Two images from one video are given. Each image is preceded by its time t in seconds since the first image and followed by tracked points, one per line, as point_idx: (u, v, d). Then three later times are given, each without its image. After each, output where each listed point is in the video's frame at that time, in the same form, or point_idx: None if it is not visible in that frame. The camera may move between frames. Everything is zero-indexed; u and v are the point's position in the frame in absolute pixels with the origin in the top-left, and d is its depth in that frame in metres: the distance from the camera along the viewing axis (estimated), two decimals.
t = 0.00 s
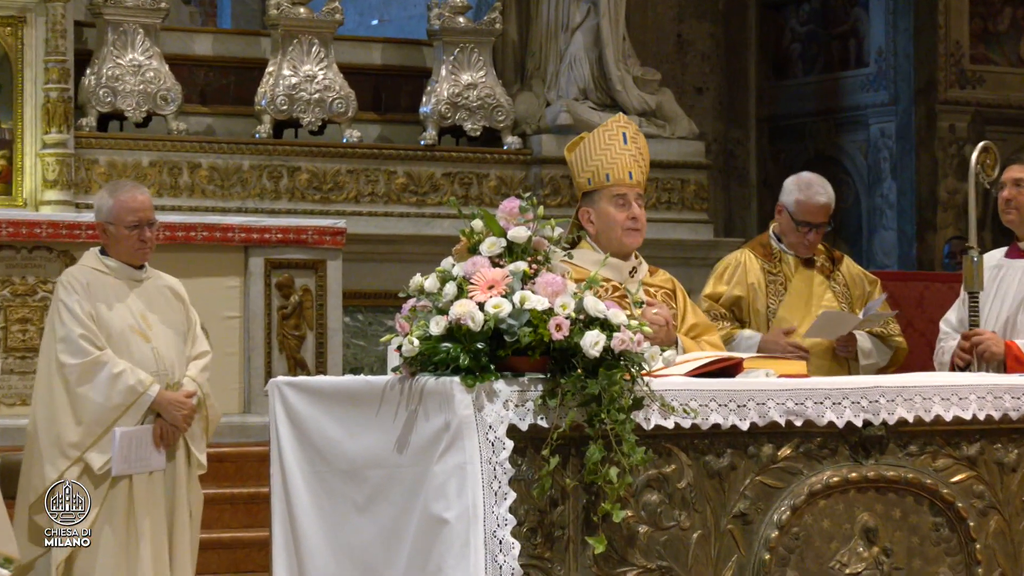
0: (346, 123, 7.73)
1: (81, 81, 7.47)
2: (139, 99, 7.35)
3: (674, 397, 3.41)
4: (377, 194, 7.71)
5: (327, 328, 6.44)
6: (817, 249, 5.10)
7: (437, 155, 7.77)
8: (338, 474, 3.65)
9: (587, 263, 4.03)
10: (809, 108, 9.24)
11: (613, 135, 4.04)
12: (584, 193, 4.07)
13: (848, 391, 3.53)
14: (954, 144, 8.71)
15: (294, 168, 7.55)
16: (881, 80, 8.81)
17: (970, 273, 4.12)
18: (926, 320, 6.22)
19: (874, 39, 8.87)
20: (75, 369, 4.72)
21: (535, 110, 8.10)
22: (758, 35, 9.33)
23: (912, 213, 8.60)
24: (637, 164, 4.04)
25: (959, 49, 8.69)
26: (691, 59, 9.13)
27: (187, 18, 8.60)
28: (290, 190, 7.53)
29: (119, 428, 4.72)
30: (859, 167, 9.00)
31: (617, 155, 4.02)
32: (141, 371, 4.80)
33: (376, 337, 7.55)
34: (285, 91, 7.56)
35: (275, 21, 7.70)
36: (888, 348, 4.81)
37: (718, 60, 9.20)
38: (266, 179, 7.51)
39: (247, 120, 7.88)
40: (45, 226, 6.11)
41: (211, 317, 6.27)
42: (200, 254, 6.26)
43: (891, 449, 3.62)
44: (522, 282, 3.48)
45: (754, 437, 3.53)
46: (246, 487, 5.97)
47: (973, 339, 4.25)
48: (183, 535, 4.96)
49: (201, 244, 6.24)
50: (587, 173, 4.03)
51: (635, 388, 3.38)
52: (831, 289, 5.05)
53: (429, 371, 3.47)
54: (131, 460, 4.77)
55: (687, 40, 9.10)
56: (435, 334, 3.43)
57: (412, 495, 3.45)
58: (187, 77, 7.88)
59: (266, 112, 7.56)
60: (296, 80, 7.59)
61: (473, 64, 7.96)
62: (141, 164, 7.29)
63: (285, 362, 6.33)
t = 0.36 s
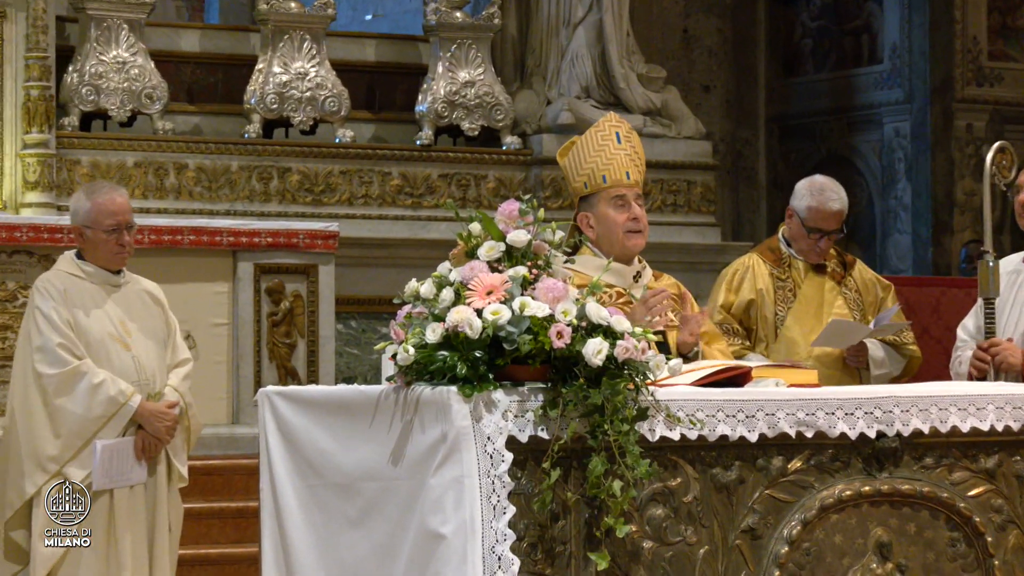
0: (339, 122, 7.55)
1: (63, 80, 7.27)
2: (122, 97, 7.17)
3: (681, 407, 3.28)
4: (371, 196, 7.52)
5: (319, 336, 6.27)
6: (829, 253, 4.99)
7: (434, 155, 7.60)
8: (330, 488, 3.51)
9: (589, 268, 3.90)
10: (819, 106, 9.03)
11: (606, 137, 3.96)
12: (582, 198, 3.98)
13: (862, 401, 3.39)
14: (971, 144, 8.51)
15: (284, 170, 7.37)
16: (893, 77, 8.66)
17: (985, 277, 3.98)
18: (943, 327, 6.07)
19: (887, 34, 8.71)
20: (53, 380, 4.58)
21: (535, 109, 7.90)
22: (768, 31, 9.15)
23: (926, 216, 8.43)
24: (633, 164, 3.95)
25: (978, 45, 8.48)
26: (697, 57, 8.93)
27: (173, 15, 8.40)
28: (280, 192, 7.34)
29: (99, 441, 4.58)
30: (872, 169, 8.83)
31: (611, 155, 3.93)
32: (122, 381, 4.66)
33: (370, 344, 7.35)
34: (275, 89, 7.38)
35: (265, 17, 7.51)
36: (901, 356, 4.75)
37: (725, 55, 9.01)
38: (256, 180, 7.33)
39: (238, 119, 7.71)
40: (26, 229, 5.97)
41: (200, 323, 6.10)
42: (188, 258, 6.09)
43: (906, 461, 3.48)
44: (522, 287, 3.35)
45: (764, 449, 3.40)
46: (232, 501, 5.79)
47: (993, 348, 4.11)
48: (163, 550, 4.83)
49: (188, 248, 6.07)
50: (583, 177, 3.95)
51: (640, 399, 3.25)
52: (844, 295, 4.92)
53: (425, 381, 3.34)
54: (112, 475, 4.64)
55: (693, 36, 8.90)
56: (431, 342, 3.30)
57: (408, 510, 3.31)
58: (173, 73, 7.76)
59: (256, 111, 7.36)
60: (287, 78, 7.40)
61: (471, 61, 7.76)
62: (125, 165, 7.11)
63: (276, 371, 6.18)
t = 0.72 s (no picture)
0: (330, 119, 7.15)
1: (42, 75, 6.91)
2: (105, 93, 6.81)
3: (686, 415, 3.16)
4: (364, 196, 7.13)
5: (310, 340, 6.00)
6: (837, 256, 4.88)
7: (429, 154, 7.22)
8: (321, 501, 3.37)
9: (591, 272, 3.77)
10: (828, 104, 8.53)
11: (602, 135, 3.83)
12: (579, 201, 3.85)
13: (874, 409, 3.26)
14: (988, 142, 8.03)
15: (273, 168, 6.98)
16: (908, 72, 8.14)
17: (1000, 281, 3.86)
18: (958, 332, 6.00)
19: (899, 28, 8.20)
20: (31, 388, 4.45)
21: (535, 106, 7.49)
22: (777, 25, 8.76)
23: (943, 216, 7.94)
24: (631, 162, 3.81)
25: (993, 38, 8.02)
26: (702, 52, 8.67)
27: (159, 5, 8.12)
28: (268, 191, 6.96)
29: (79, 451, 4.47)
30: (884, 167, 8.32)
31: (607, 154, 3.80)
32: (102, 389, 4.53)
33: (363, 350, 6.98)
34: (263, 84, 6.98)
35: (253, 9, 7.11)
36: (915, 361, 4.68)
37: (733, 50, 8.75)
38: (244, 179, 6.93)
39: (226, 116, 7.34)
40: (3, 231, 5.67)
41: (184, 329, 5.79)
42: (173, 262, 5.79)
43: (920, 472, 3.35)
44: (521, 291, 3.22)
45: (772, 459, 3.27)
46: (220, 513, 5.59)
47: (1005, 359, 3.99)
48: (147, 561, 4.69)
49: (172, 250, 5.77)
50: (580, 178, 3.82)
51: (643, 407, 3.14)
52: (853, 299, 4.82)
53: (420, 389, 3.22)
54: (93, 484, 4.52)
55: (700, 28, 8.66)
56: (426, 348, 3.18)
57: (402, 523, 3.18)
58: (159, 68, 7.36)
59: (243, 107, 6.98)
60: (276, 73, 7.02)
61: (468, 55, 7.37)
62: (107, 164, 6.73)
63: (264, 378, 5.89)
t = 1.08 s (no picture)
0: (322, 114, 6.88)
1: (22, 69, 6.63)
2: (88, 87, 6.52)
3: (693, 423, 3.04)
4: (357, 194, 6.85)
5: (300, 346, 5.79)
6: (847, 256, 4.76)
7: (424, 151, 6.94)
8: (311, 512, 3.24)
9: (593, 274, 3.68)
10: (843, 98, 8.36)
11: (607, 127, 3.71)
12: (582, 199, 3.72)
13: (888, 417, 3.13)
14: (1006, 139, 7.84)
15: (263, 166, 6.71)
16: (924, 66, 8.05)
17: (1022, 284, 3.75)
18: (976, 336, 5.88)
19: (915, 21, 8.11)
20: (7, 395, 4.31)
21: (535, 101, 7.22)
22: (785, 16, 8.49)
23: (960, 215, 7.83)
24: (636, 160, 3.68)
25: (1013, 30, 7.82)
26: (711, 44, 8.33)
27: None
28: (258, 190, 6.68)
29: (59, 459, 4.34)
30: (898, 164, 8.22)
31: (612, 151, 3.67)
32: (81, 395, 4.40)
33: (355, 355, 6.69)
34: (252, 79, 6.71)
35: None
36: (928, 367, 4.58)
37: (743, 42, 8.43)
38: (232, 177, 6.66)
39: (212, 111, 7.12)
40: None
41: (171, 332, 5.59)
42: (157, 264, 5.59)
43: (936, 482, 3.22)
44: (520, 294, 3.10)
45: (782, 468, 3.14)
46: (208, 525, 5.43)
47: None
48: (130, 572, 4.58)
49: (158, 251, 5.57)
50: (581, 176, 3.70)
51: (648, 415, 3.03)
52: (863, 302, 4.70)
53: (415, 395, 3.10)
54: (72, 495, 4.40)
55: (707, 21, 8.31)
56: (422, 353, 3.06)
57: (396, 535, 3.06)
58: (143, 61, 7.13)
59: (231, 103, 6.71)
60: (266, 66, 6.74)
61: (464, 48, 7.11)
62: (90, 162, 6.49)
63: (254, 385, 5.69)
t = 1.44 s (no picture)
0: (313, 110, 6.63)
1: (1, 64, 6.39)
2: (69, 83, 6.30)
3: (700, 432, 2.92)
4: (350, 193, 6.62)
5: (291, 351, 5.44)
6: (858, 258, 4.63)
7: (422, 148, 6.70)
8: (302, 526, 3.12)
9: (595, 276, 3.57)
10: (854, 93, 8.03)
11: (613, 123, 3.57)
12: (585, 197, 3.61)
13: (903, 425, 3.01)
14: None
15: (252, 163, 6.47)
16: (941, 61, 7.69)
17: None
18: (994, 341, 5.71)
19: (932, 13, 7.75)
20: None
21: (536, 96, 7.05)
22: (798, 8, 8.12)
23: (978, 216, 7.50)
24: (642, 157, 3.56)
25: None
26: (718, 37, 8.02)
27: None
28: (247, 189, 6.46)
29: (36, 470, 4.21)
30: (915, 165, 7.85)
31: (616, 148, 3.54)
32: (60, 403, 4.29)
33: (348, 361, 6.47)
34: (241, 73, 6.46)
35: None
36: (941, 373, 4.48)
37: (754, 37, 8.08)
38: (220, 176, 6.43)
39: (198, 107, 6.90)
40: None
41: (156, 339, 5.23)
42: (141, 266, 5.24)
43: (953, 493, 3.09)
44: (520, 298, 2.99)
45: (792, 479, 3.02)
46: (193, 539, 5.21)
47: None
48: None
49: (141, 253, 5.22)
50: (586, 174, 3.58)
51: (653, 423, 2.91)
52: (874, 306, 4.58)
53: (411, 403, 2.98)
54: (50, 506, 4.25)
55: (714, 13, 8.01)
56: (417, 359, 2.95)
57: (392, 548, 2.94)
58: (127, 55, 6.91)
59: (219, 99, 6.46)
60: (255, 60, 6.49)
61: (462, 41, 6.86)
62: (72, 160, 6.23)
63: (241, 393, 5.35)
